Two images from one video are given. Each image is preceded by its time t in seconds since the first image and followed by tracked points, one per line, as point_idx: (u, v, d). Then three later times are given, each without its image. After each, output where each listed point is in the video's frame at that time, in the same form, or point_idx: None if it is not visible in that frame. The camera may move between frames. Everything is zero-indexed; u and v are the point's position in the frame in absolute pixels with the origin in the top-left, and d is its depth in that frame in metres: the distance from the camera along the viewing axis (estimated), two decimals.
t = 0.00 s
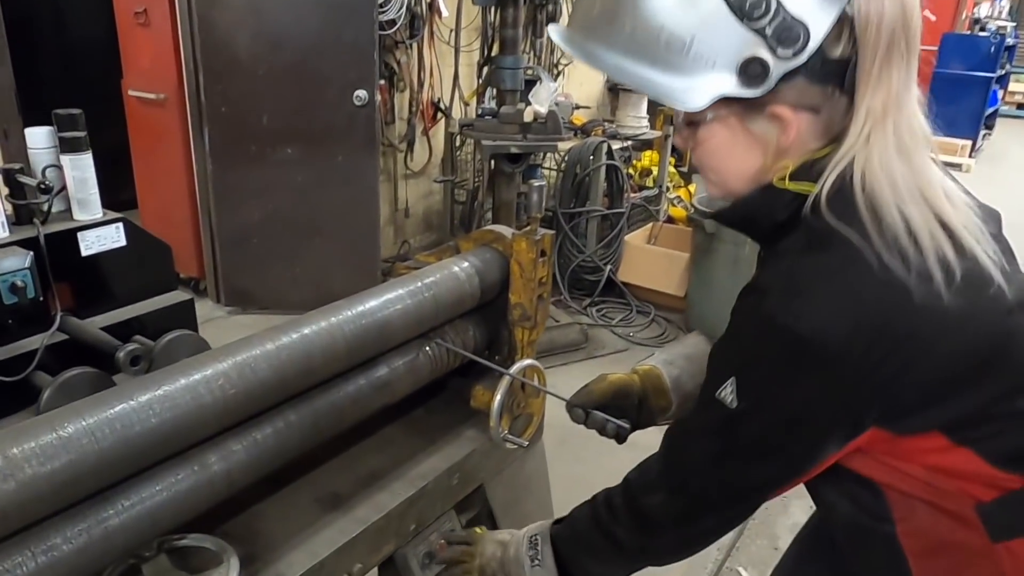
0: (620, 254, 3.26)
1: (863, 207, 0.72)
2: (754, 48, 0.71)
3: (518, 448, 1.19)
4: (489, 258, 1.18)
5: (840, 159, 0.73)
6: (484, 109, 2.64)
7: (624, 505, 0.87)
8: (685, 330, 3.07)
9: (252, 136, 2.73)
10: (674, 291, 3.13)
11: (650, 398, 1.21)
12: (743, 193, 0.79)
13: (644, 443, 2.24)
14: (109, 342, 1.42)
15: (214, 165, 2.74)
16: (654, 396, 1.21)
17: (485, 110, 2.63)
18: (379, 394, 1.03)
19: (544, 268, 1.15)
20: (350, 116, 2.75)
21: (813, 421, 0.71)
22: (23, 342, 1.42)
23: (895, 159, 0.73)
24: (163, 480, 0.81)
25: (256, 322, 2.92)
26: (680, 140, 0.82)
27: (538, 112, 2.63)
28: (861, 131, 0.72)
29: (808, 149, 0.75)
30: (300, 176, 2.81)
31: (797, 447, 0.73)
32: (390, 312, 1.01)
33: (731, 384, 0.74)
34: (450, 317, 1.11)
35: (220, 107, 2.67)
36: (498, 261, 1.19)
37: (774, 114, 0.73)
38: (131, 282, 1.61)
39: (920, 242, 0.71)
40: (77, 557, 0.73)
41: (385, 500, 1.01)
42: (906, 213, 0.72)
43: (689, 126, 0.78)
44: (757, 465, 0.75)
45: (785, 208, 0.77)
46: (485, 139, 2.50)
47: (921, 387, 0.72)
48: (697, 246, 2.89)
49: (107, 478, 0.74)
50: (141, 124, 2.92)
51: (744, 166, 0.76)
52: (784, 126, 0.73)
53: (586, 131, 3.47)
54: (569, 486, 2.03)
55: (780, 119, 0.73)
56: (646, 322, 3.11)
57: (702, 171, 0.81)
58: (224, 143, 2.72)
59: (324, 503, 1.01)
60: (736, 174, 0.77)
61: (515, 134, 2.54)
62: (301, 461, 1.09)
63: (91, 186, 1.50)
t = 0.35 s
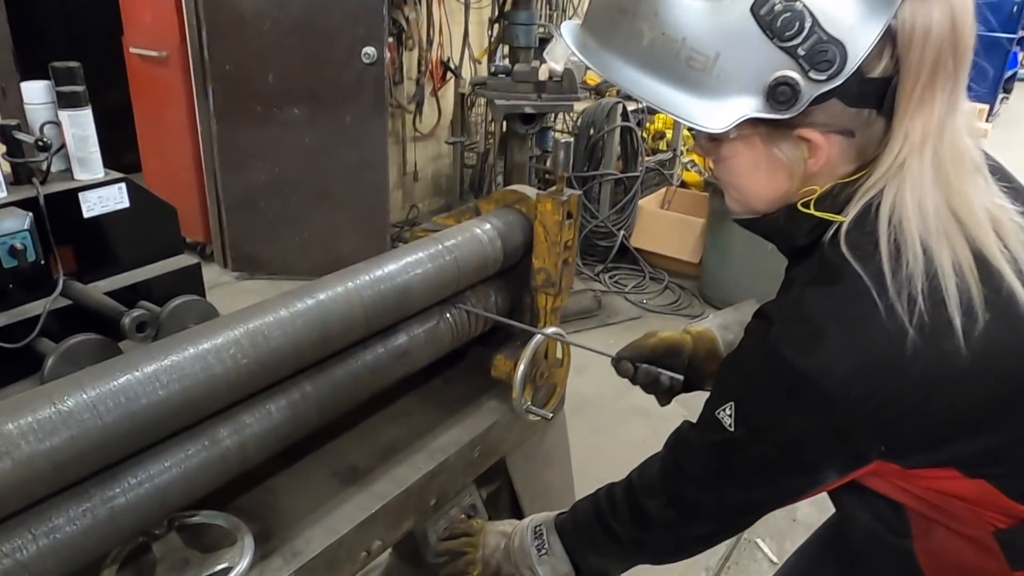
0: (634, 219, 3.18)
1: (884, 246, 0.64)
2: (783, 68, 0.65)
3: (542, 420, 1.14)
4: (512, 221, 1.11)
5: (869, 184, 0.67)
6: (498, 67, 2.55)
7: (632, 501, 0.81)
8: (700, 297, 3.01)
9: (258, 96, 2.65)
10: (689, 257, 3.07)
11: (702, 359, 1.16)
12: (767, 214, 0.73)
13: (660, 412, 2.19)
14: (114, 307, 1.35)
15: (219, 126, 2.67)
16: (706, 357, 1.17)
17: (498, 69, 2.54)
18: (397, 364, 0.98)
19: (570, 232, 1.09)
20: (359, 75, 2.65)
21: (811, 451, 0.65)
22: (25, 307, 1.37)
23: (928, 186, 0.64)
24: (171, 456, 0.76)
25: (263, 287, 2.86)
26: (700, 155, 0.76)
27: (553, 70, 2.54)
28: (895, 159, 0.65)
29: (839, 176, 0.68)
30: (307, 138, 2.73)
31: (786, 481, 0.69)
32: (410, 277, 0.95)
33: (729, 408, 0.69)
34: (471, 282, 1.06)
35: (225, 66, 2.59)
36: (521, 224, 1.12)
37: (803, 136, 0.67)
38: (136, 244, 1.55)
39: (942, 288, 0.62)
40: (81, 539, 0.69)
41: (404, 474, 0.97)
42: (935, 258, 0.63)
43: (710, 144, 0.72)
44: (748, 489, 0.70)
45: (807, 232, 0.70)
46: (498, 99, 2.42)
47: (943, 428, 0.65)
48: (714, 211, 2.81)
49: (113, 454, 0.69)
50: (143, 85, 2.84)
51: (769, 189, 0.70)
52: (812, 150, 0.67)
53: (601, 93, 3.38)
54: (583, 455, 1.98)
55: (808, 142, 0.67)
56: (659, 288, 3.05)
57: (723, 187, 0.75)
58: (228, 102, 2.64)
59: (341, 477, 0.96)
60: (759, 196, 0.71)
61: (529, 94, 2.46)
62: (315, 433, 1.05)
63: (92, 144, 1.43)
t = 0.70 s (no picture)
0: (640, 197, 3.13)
1: (943, 237, 0.58)
2: (849, 36, 0.59)
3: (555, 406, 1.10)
4: (524, 199, 1.07)
5: (933, 169, 0.61)
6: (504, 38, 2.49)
7: (657, 487, 0.77)
8: (706, 276, 2.97)
9: (258, 67, 2.59)
10: (697, 236, 3.03)
11: (724, 352, 1.15)
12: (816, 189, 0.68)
13: (667, 393, 2.15)
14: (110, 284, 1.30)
15: (218, 97, 2.61)
16: (728, 351, 1.15)
17: (504, 41, 2.48)
18: (406, 349, 0.94)
19: (585, 213, 1.05)
20: (361, 47, 2.59)
21: (850, 449, 0.61)
22: (18, 283, 1.32)
23: (1001, 175, 0.57)
24: (170, 448, 0.73)
25: (263, 261, 2.82)
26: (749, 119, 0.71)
27: (561, 43, 2.48)
28: (966, 142, 0.59)
29: (899, 158, 0.63)
30: (308, 111, 2.67)
31: (826, 473, 0.64)
32: (419, 258, 0.91)
33: (767, 391, 0.64)
34: (482, 264, 1.02)
35: (224, 35, 2.53)
36: (534, 203, 1.08)
37: (864, 112, 0.61)
38: (133, 218, 1.51)
39: (1009, 288, 0.56)
40: (77, 535, 0.65)
41: (413, 462, 0.93)
42: (1001, 253, 0.56)
43: (763, 112, 0.67)
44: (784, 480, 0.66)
45: (859, 214, 0.65)
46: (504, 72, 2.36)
47: (1006, 430, 0.59)
48: (722, 188, 2.76)
49: (110, 447, 0.65)
50: (139, 54, 2.77)
51: (821, 164, 0.64)
52: (872, 128, 0.61)
53: (607, 67, 3.31)
54: (588, 435, 1.95)
55: (869, 119, 0.61)
56: (666, 267, 3.01)
57: (773, 158, 0.70)
58: (227, 73, 2.58)
59: (348, 465, 0.92)
60: (809, 171, 0.66)
61: (536, 67, 2.40)
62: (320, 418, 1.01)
63: (86, 114, 1.38)
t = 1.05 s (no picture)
0: (642, 184, 3.07)
1: None
2: None
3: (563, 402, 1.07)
4: (533, 187, 1.03)
5: None
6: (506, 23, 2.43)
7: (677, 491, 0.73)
8: (708, 266, 2.93)
9: (254, 51, 2.53)
10: (699, 226, 3.01)
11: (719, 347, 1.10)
12: (969, 74, 0.65)
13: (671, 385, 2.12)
14: (102, 276, 1.27)
15: (213, 84, 2.55)
16: (724, 344, 1.10)
17: (506, 25, 2.43)
18: (412, 344, 0.91)
19: (596, 201, 1.01)
20: (359, 31, 2.53)
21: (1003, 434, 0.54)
22: (8, 274, 1.28)
23: None
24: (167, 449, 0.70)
25: (260, 250, 2.77)
26: (906, 16, 0.70)
27: (564, 28, 2.43)
28: None
29: None
30: (305, 97, 2.62)
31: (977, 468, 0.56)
32: (426, 249, 0.88)
33: (982, 349, 0.56)
34: (489, 255, 0.98)
35: (219, 20, 2.47)
36: (544, 191, 1.04)
37: None
38: (126, 207, 1.46)
39: None
40: (68, 545, 0.62)
41: (419, 461, 0.89)
42: None
43: None
44: (919, 482, 0.58)
45: None
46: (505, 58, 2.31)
47: None
48: (725, 177, 2.73)
49: (100, 451, 0.62)
50: (132, 38, 2.71)
51: (983, 28, 0.61)
52: None
53: (609, 53, 3.26)
54: (592, 427, 1.92)
55: None
56: (668, 257, 2.97)
57: (926, 31, 0.66)
58: (221, 59, 2.53)
59: (351, 464, 0.89)
60: (969, 36, 0.62)
61: (539, 52, 2.36)
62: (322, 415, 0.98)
63: (77, 99, 1.34)
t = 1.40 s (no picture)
0: (649, 177, 2.98)
1: None
2: None
3: (575, 404, 1.03)
4: (545, 181, 0.99)
5: None
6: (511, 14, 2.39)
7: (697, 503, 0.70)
8: (716, 261, 2.89)
9: (254, 44, 2.49)
10: (707, 221, 2.97)
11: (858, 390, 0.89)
12: None
13: (680, 383, 2.08)
14: (100, 275, 1.23)
15: (213, 77, 2.51)
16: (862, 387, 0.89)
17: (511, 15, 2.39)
18: (421, 345, 0.87)
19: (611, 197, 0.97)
20: (362, 22, 2.54)
21: None
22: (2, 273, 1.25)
23: None
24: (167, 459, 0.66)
25: (262, 246, 2.74)
26: None
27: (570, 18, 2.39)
28: None
29: None
30: (307, 90, 2.59)
31: None
32: (436, 247, 0.84)
33: None
34: (501, 252, 0.94)
35: (219, 11, 2.43)
36: (556, 186, 1.00)
37: None
38: (123, 204, 1.43)
39: None
40: (57, 565, 0.58)
41: (427, 467, 0.86)
42: None
43: None
44: None
45: None
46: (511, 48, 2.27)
47: None
48: (734, 171, 2.68)
49: (92, 463, 0.58)
50: (131, 31, 2.67)
51: None
52: None
53: (615, 45, 3.22)
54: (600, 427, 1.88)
55: None
56: (675, 253, 2.93)
57: None
58: (221, 51, 2.48)
59: (357, 471, 0.85)
60: None
61: (545, 43, 2.32)
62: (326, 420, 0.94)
63: (71, 91, 1.30)
